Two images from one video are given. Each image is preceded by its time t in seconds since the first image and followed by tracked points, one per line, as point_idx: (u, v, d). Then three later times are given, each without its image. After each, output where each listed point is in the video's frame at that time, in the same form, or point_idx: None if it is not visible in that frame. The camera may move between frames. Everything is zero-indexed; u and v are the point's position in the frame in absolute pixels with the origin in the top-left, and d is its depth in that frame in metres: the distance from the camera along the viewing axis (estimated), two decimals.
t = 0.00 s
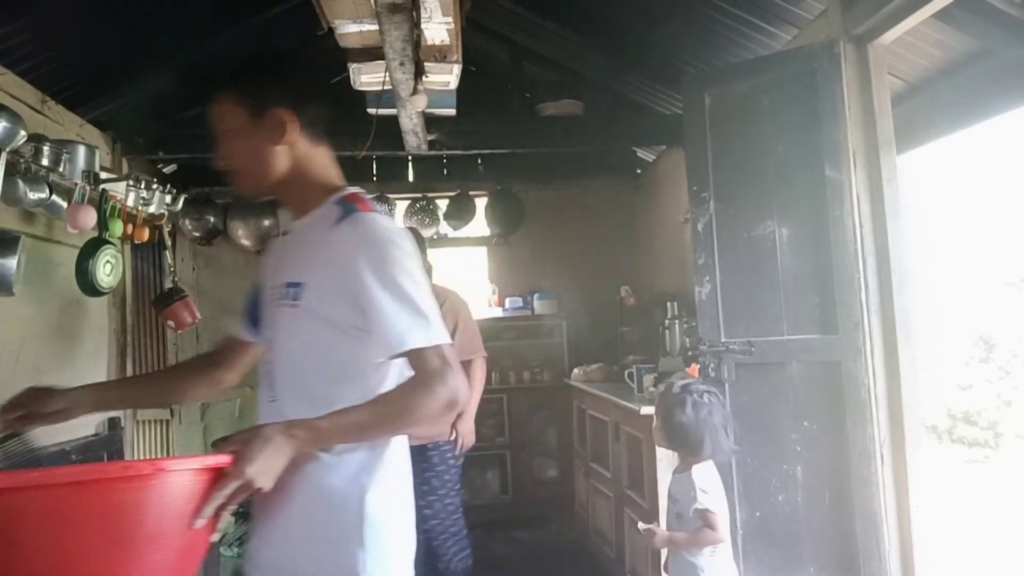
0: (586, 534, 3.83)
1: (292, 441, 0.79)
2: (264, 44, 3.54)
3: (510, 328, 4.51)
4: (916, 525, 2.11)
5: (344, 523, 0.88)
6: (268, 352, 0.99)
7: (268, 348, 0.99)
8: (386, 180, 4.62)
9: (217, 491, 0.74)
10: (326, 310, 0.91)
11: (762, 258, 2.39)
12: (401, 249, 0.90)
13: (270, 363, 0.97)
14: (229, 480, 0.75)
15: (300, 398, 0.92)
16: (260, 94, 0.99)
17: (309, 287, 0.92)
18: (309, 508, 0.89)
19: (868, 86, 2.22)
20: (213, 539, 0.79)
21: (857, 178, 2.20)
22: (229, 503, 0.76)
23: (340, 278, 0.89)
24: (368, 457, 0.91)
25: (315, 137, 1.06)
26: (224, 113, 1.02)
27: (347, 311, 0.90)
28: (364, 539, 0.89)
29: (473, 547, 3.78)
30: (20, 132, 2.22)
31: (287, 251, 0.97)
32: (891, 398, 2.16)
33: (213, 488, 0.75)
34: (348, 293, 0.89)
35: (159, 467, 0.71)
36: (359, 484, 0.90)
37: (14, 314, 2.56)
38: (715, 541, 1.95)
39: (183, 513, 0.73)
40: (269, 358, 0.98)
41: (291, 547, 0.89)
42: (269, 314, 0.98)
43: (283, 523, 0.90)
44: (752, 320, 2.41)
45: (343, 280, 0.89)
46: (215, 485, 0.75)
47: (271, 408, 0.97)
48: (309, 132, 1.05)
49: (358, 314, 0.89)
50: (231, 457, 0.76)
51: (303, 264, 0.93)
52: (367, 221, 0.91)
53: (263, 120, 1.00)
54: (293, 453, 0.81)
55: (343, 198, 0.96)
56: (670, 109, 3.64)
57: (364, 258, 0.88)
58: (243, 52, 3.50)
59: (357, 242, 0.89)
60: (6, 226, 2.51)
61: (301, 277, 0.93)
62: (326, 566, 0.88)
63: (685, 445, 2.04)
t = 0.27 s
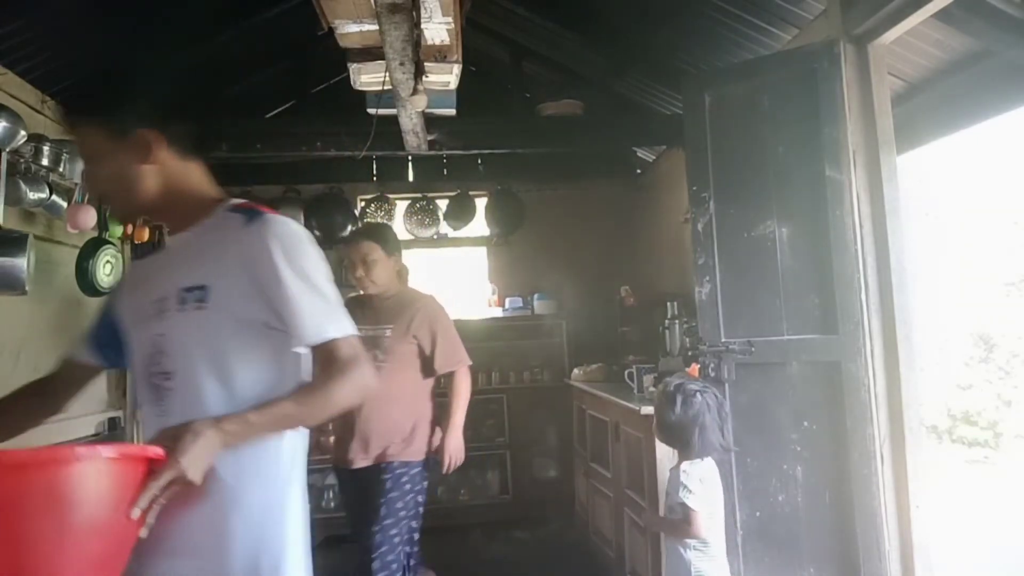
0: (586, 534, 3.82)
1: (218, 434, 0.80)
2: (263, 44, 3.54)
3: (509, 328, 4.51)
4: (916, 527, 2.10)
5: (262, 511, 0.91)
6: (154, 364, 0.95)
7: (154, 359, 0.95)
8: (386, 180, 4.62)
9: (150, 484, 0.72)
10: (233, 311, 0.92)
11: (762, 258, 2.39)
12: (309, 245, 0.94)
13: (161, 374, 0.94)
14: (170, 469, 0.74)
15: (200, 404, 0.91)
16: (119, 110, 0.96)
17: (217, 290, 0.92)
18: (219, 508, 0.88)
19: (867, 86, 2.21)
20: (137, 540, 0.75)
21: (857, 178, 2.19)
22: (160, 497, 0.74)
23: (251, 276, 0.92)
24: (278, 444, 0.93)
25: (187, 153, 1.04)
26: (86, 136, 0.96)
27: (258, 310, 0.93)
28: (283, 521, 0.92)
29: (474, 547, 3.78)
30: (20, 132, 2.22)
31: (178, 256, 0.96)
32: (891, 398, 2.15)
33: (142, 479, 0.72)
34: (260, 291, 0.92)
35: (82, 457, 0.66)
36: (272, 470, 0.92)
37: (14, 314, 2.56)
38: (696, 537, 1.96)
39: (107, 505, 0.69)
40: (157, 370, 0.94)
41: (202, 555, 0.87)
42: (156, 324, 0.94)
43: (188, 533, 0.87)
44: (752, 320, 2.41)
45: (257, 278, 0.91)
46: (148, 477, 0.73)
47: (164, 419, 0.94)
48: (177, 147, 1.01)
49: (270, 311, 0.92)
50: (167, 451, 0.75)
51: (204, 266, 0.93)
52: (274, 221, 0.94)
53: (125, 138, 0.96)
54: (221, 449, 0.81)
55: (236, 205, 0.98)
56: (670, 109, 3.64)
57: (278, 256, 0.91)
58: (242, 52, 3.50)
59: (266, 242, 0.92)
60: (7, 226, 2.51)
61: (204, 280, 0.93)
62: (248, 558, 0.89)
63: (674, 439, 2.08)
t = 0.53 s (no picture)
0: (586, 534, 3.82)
1: (175, 402, 0.81)
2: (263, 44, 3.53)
3: (509, 328, 4.51)
4: (916, 527, 2.10)
5: (215, 477, 0.94)
6: (74, 354, 0.93)
7: (73, 350, 0.93)
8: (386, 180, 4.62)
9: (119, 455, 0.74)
10: (163, 294, 0.93)
11: (762, 258, 2.39)
12: (239, 226, 0.97)
13: (81, 364, 0.93)
14: (136, 433, 0.76)
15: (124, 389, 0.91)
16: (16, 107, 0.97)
17: (144, 273, 0.92)
18: (177, 482, 0.90)
19: (868, 86, 2.22)
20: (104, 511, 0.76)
21: (857, 178, 2.20)
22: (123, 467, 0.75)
23: (181, 258, 0.93)
24: (224, 414, 0.97)
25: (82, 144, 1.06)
26: None
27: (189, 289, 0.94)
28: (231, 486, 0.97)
29: (474, 547, 3.79)
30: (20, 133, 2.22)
31: (101, 244, 0.96)
32: (891, 398, 2.16)
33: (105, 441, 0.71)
34: (191, 271, 0.94)
35: (36, 432, 0.63)
36: (223, 441, 0.96)
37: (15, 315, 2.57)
38: (688, 534, 1.98)
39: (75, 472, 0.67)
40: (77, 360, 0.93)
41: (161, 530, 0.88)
42: (80, 312, 0.94)
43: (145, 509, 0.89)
44: (752, 320, 2.41)
45: (186, 259, 0.93)
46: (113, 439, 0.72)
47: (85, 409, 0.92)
48: (73, 142, 1.04)
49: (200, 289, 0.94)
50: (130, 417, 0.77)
51: (131, 252, 0.93)
52: (200, 201, 0.96)
53: (19, 136, 0.98)
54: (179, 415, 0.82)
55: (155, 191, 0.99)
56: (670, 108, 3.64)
57: (210, 236, 0.93)
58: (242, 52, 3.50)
59: (194, 223, 0.94)
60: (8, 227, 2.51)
61: (130, 265, 0.93)
62: (209, 527, 0.91)
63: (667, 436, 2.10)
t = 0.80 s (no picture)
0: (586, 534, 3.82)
1: (155, 400, 0.80)
2: (263, 44, 3.54)
3: (509, 328, 4.51)
4: (916, 527, 2.11)
5: (189, 477, 0.94)
6: (44, 356, 0.93)
7: (43, 351, 0.94)
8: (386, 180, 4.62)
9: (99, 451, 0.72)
10: (138, 295, 0.93)
11: (762, 257, 2.39)
12: (212, 228, 0.99)
13: (50, 365, 0.93)
14: (119, 429, 0.75)
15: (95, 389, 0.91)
16: None
17: (119, 274, 0.93)
18: (150, 484, 0.90)
19: (868, 86, 2.22)
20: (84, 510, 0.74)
21: (857, 179, 2.21)
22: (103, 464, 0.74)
23: (157, 260, 0.94)
24: (198, 415, 0.97)
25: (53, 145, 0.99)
26: None
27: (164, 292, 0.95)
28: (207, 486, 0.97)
29: (474, 547, 3.79)
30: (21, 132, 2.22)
31: (73, 246, 0.96)
32: (891, 398, 2.16)
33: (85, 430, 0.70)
34: (166, 273, 0.95)
35: (22, 417, 0.61)
36: (199, 443, 0.96)
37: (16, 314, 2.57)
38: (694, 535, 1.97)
39: (60, 459, 0.65)
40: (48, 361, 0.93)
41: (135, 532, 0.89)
42: (50, 314, 0.94)
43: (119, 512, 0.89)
44: (752, 320, 2.41)
45: (161, 260, 0.94)
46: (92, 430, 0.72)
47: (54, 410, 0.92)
48: (45, 140, 0.97)
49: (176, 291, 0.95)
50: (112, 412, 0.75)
51: (105, 252, 0.94)
52: (175, 204, 0.97)
53: None
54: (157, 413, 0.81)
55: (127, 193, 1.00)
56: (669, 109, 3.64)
57: (186, 238, 0.94)
58: (242, 52, 3.50)
59: (171, 226, 0.95)
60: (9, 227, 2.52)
61: (104, 266, 0.93)
62: (182, 529, 0.92)
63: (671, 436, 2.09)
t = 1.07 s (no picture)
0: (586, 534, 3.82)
1: (146, 402, 0.79)
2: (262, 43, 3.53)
3: (509, 328, 4.51)
4: (915, 525, 2.12)
5: (181, 480, 0.94)
6: (42, 358, 0.94)
7: (41, 353, 0.94)
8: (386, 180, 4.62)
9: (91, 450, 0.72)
10: (134, 298, 0.93)
11: (762, 258, 2.38)
12: (211, 233, 0.98)
13: (47, 366, 0.93)
14: (111, 428, 0.74)
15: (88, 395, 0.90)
16: None
17: (115, 277, 0.93)
18: (144, 487, 0.90)
19: (867, 86, 2.22)
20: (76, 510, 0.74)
21: (857, 178, 2.21)
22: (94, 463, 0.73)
23: (154, 263, 0.94)
24: (190, 418, 0.97)
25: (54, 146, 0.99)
26: None
27: (160, 296, 0.95)
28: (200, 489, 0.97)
29: (474, 547, 3.80)
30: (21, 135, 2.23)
31: (69, 247, 0.96)
32: (891, 398, 2.17)
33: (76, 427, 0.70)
34: (164, 277, 0.94)
35: (11, 406, 0.62)
36: (192, 445, 0.96)
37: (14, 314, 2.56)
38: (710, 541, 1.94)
39: (45, 456, 0.65)
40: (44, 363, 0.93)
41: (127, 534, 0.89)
42: (46, 315, 0.95)
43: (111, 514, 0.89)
44: (752, 320, 2.40)
45: (157, 264, 0.94)
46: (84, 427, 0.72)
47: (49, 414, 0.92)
48: (44, 141, 0.97)
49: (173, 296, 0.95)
50: (103, 410, 0.75)
51: (102, 254, 0.94)
52: (173, 209, 0.97)
53: None
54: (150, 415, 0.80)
55: (128, 197, 0.99)
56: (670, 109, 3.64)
57: (184, 242, 0.94)
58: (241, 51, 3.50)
59: (169, 229, 0.94)
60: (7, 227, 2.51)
61: (101, 268, 0.93)
62: (176, 531, 0.92)
63: (686, 443, 2.03)
